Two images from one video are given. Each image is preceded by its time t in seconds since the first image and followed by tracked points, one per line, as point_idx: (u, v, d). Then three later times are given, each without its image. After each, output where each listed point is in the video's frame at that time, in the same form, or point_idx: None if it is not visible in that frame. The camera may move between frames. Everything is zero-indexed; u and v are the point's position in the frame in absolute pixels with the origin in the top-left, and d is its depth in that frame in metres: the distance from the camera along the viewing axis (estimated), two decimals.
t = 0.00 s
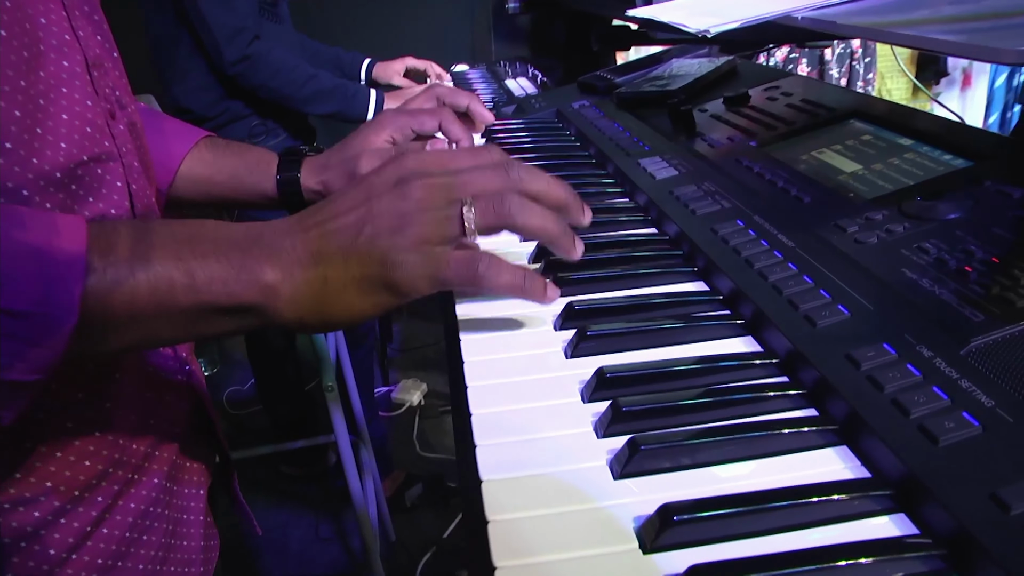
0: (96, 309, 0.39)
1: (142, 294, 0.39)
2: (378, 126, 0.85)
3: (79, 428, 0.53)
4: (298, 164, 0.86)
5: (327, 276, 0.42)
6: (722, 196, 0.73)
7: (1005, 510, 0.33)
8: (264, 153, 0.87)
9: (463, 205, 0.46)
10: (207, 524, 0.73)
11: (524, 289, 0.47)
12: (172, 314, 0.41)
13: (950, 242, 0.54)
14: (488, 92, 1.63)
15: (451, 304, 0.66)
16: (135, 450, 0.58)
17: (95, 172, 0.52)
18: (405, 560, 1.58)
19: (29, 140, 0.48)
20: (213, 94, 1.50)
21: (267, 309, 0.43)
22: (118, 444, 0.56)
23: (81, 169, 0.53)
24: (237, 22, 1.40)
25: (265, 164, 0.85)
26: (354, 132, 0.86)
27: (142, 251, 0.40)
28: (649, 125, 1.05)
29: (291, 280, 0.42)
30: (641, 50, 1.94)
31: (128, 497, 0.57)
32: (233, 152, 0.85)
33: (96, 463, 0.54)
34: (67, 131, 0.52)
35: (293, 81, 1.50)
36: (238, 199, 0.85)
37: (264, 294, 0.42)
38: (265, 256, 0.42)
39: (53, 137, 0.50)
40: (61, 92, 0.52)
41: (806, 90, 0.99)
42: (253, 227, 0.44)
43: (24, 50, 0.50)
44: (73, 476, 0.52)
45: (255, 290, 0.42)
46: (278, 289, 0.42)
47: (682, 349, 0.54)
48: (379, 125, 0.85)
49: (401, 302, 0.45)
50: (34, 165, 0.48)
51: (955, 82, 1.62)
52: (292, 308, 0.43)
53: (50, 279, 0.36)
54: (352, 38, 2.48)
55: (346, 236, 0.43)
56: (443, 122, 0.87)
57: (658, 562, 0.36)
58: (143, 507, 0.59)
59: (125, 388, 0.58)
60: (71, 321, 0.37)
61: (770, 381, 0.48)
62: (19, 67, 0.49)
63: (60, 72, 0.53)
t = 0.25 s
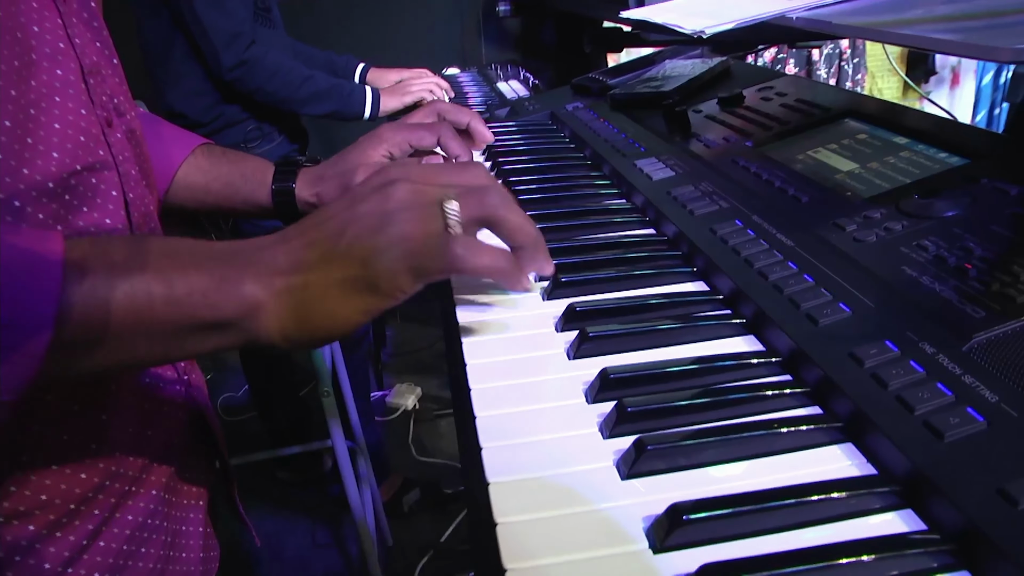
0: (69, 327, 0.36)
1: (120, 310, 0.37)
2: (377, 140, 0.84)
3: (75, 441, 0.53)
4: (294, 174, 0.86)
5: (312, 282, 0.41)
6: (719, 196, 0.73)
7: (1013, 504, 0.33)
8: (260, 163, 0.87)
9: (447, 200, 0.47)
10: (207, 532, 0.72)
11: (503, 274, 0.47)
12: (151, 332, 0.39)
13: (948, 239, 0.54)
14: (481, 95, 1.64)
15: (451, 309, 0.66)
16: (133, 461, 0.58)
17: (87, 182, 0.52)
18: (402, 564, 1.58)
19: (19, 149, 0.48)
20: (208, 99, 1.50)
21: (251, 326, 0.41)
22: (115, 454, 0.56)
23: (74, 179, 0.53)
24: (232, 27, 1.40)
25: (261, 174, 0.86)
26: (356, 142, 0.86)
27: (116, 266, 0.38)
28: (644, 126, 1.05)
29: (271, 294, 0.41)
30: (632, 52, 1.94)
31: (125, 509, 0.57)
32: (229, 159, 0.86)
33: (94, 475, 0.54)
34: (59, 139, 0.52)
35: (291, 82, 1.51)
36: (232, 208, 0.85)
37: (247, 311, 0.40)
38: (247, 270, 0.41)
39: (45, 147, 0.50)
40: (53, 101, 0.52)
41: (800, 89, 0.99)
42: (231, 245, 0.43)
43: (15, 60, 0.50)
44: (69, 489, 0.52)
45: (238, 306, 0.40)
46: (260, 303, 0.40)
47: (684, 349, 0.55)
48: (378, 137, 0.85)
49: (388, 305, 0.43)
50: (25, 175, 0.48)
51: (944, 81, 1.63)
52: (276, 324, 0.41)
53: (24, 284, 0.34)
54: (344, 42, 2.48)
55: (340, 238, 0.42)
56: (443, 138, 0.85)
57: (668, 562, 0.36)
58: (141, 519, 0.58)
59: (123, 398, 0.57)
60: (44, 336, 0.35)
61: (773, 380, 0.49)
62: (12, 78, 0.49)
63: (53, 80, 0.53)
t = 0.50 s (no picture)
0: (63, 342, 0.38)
1: (106, 323, 0.39)
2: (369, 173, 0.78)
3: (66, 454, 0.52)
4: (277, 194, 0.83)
5: (301, 309, 0.43)
6: (717, 192, 0.73)
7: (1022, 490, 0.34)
8: (242, 177, 0.85)
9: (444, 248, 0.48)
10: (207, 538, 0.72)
11: (505, 329, 0.48)
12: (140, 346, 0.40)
13: (947, 232, 0.55)
14: (471, 96, 1.64)
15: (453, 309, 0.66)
16: (129, 474, 0.58)
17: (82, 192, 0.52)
18: (399, 566, 1.58)
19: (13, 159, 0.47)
20: (200, 102, 1.49)
21: (241, 345, 0.42)
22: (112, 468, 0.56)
23: (69, 189, 0.52)
24: (225, 30, 1.40)
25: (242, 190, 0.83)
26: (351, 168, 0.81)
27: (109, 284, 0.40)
28: (639, 125, 1.05)
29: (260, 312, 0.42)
30: (621, 53, 1.95)
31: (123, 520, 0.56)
32: (214, 172, 0.85)
33: (89, 489, 0.53)
34: (54, 148, 0.52)
35: (283, 79, 1.53)
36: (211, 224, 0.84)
37: (236, 328, 0.42)
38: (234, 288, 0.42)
39: (40, 155, 0.50)
40: (48, 109, 0.52)
41: (792, 87, 1.00)
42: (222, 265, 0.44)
43: (8, 67, 0.49)
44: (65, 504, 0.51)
45: (226, 322, 0.41)
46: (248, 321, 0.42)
47: (688, 345, 0.55)
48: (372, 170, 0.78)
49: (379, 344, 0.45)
50: (19, 184, 0.48)
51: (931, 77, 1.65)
52: (264, 345, 0.42)
53: None
54: (334, 45, 2.47)
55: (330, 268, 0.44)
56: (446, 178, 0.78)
57: (681, 554, 0.36)
58: (138, 532, 0.58)
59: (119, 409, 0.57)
60: (36, 350, 0.36)
61: (778, 373, 0.49)
62: (7, 85, 0.49)
63: (48, 89, 0.53)
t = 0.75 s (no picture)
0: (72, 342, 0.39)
1: (113, 321, 0.40)
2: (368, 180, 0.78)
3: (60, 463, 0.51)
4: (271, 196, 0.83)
5: (298, 299, 0.44)
6: (713, 190, 0.74)
7: None
8: (237, 176, 0.85)
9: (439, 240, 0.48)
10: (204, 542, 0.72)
11: (493, 329, 0.49)
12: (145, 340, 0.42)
13: (945, 228, 0.55)
14: (462, 96, 1.63)
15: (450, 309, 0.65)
16: (126, 483, 0.57)
17: (75, 199, 0.51)
18: (393, 569, 1.57)
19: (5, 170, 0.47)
20: (191, 104, 1.48)
21: (240, 334, 0.44)
22: (108, 478, 0.55)
23: (61, 197, 0.52)
24: (216, 31, 1.39)
25: (236, 189, 0.83)
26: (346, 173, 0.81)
27: (113, 280, 0.41)
28: (633, 124, 1.05)
29: (262, 303, 0.44)
30: (612, 53, 1.95)
31: (119, 532, 0.56)
32: (206, 173, 0.84)
33: (86, 500, 0.53)
34: (46, 156, 0.51)
35: (276, 80, 1.53)
36: (207, 225, 0.84)
37: (237, 319, 0.44)
38: (235, 280, 0.44)
39: (31, 164, 0.50)
40: (40, 116, 0.51)
41: (786, 85, 1.00)
42: (220, 254, 0.46)
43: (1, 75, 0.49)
44: (61, 516, 0.51)
45: (228, 314, 0.43)
46: (251, 312, 0.44)
47: (689, 343, 0.55)
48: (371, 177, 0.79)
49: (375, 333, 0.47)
50: (12, 196, 0.48)
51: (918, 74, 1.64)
52: (263, 332, 0.45)
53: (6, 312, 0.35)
54: (323, 46, 2.47)
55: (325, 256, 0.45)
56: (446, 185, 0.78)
57: (689, 551, 0.36)
58: (134, 543, 0.57)
59: (114, 415, 0.57)
60: (45, 354, 0.37)
61: (780, 370, 0.49)
62: None
63: (40, 95, 0.52)
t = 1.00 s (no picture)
0: (72, 352, 0.39)
1: (114, 333, 0.40)
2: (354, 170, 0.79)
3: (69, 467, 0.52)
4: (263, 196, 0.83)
5: (302, 307, 0.43)
6: (709, 189, 0.74)
7: None
8: (230, 180, 0.85)
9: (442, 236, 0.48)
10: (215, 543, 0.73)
11: (500, 330, 0.49)
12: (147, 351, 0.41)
13: (941, 224, 0.56)
14: (451, 97, 1.63)
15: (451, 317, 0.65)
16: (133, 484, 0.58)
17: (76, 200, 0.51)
18: (387, 570, 1.57)
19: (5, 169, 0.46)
20: (179, 107, 1.48)
21: (245, 344, 0.44)
22: (116, 480, 0.56)
23: (61, 198, 0.52)
24: (203, 34, 1.38)
25: (228, 193, 0.83)
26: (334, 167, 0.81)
27: (114, 290, 0.41)
28: (625, 123, 1.06)
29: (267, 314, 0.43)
30: (600, 53, 1.95)
31: (129, 532, 0.57)
32: (199, 177, 0.84)
33: (96, 501, 0.54)
34: (45, 156, 0.50)
35: (262, 84, 1.54)
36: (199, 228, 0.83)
37: (240, 330, 0.43)
38: (239, 291, 0.43)
39: (31, 164, 0.49)
40: (37, 116, 0.50)
41: (776, 83, 1.01)
42: (223, 262, 0.45)
43: None
44: (71, 518, 0.52)
45: (231, 325, 0.42)
46: (256, 323, 0.43)
47: (690, 341, 0.55)
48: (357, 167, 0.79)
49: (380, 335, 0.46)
50: (13, 197, 0.47)
51: (901, 73, 1.67)
52: (269, 341, 0.44)
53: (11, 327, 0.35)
54: (310, 47, 2.46)
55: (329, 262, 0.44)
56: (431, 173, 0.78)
57: (701, 551, 0.36)
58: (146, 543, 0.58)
59: (120, 420, 0.57)
60: (46, 366, 0.37)
61: (782, 367, 0.50)
62: None
63: (35, 94, 0.51)
